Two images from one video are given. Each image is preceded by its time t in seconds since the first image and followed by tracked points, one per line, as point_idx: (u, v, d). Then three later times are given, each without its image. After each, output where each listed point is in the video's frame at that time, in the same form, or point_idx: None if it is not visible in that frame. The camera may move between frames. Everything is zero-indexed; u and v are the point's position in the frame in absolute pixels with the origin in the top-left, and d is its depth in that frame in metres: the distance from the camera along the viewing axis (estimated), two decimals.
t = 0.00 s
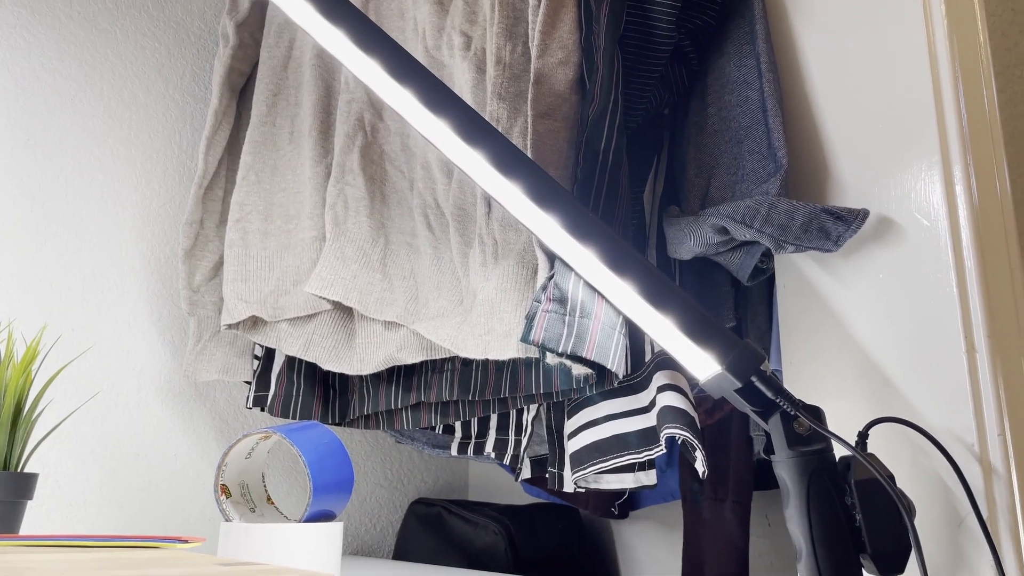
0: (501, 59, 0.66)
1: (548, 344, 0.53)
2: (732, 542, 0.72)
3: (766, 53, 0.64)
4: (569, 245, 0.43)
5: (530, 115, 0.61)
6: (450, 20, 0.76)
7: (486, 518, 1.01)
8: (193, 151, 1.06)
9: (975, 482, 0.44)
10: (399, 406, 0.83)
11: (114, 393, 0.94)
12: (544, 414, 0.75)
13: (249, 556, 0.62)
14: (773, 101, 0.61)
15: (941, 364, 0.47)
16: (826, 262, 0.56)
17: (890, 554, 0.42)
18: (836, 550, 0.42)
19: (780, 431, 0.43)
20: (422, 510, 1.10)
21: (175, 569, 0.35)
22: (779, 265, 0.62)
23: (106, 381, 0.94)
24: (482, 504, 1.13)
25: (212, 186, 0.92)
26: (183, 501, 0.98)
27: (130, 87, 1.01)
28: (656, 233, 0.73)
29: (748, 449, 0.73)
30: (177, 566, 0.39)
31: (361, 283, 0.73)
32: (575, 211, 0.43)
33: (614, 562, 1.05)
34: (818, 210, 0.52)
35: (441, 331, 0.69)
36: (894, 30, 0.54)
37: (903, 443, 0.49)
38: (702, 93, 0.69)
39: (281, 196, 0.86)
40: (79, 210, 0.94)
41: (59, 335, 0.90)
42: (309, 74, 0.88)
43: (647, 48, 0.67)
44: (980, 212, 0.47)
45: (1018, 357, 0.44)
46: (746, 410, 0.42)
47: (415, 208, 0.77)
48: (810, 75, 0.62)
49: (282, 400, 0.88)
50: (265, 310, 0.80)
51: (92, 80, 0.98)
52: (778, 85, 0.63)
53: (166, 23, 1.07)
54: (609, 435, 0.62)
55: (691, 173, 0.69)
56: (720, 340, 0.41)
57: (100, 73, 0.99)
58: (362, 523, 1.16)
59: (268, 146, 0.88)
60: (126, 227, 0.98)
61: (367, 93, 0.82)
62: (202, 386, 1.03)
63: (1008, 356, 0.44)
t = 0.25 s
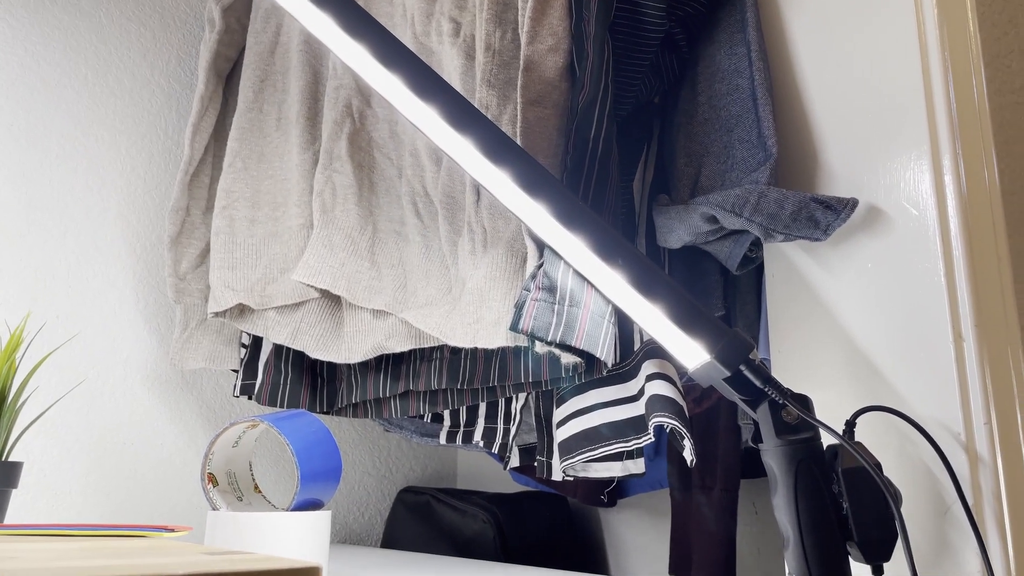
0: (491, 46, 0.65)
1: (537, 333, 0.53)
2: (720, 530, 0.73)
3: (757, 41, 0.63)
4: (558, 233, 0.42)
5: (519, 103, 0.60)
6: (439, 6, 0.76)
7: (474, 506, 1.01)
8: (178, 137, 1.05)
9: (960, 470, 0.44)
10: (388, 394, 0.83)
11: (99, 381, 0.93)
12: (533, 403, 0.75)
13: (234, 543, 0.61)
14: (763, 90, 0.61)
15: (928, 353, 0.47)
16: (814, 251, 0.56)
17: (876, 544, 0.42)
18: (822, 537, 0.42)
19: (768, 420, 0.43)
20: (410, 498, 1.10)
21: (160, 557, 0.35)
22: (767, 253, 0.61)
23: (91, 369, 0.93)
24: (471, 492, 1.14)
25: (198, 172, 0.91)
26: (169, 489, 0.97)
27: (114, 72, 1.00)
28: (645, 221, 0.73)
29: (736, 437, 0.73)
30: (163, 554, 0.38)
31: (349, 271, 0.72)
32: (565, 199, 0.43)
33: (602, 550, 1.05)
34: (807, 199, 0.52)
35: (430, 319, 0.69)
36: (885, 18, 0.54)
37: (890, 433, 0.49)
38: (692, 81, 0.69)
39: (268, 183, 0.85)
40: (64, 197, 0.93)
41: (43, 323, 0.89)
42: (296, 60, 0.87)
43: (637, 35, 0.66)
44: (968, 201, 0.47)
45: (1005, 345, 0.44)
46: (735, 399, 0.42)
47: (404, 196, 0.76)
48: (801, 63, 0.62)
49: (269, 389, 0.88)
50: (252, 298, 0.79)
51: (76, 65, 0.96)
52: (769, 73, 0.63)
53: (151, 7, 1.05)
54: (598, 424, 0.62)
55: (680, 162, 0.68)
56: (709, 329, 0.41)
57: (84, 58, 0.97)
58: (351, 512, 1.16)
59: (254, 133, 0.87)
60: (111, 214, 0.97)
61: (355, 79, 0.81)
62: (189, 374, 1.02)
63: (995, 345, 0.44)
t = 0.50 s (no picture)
0: (481, 33, 0.65)
1: (527, 322, 0.53)
2: (708, 518, 0.73)
3: (748, 30, 0.63)
4: (547, 222, 0.42)
5: (509, 90, 0.60)
6: None
7: (463, 495, 1.01)
8: (165, 124, 1.03)
9: (947, 458, 0.45)
10: (377, 383, 0.82)
11: (85, 370, 0.92)
12: (522, 392, 0.75)
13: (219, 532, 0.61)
14: (754, 79, 0.61)
15: (916, 343, 0.47)
16: (804, 241, 0.56)
17: (864, 532, 0.43)
18: (810, 526, 0.42)
19: (757, 409, 0.43)
20: (399, 487, 1.10)
21: (146, 547, 0.34)
22: (756, 243, 0.61)
23: (76, 358, 0.92)
24: (459, 481, 1.14)
25: (185, 159, 0.90)
26: (157, 478, 0.97)
27: (100, 58, 0.98)
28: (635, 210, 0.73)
29: (725, 427, 0.73)
30: (148, 543, 0.38)
31: (338, 259, 0.72)
32: (554, 187, 0.42)
33: (591, 538, 1.06)
34: (798, 188, 0.52)
35: (419, 308, 0.68)
36: (876, 7, 0.54)
37: (878, 424, 0.49)
38: (682, 69, 0.69)
39: (256, 171, 0.84)
40: (49, 184, 0.92)
41: (28, 311, 0.89)
42: (284, 46, 0.86)
43: (628, 23, 0.66)
44: (957, 190, 0.47)
45: (991, 333, 0.45)
46: (723, 387, 0.43)
47: (393, 184, 0.76)
48: (790, 52, 0.61)
49: (258, 378, 0.87)
50: (240, 287, 0.79)
51: (62, 51, 0.95)
52: (759, 62, 0.63)
53: None
54: (587, 413, 0.62)
55: (671, 151, 0.68)
56: (698, 318, 0.40)
57: (70, 44, 0.96)
58: (339, 501, 1.16)
59: (242, 120, 0.86)
60: (97, 201, 0.96)
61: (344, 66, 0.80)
62: (176, 363, 1.01)
63: (982, 333, 0.45)
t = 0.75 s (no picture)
0: (471, 20, 0.64)
1: (517, 312, 0.53)
2: (696, 506, 0.73)
3: (739, 19, 0.62)
4: (537, 211, 0.42)
5: (500, 79, 0.59)
6: None
7: (453, 485, 1.01)
8: (152, 112, 1.02)
9: (935, 448, 0.45)
10: (366, 373, 0.82)
11: (72, 359, 0.92)
12: (512, 382, 0.75)
13: (206, 522, 0.60)
14: (745, 68, 0.60)
15: (905, 333, 0.48)
16: (794, 232, 0.56)
17: (852, 522, 0.43)
18: (798, 516, 0.42)
19: (746, 398, 0.43)
20: (389, 477, 1.10)
21: (134, 538, 0.34)
22: (746, 234, 0.61)
23: (63, 347, 0.91)
24: (449, 470, 1.14)
25: (172, 147, 0.89)
26: (144, 468, 0.96)
27: (85, 44, 0.97)
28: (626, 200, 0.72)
29: (714, 417, 0.73)
30: (134, 533, 0.38)
31: (327, 249, 0.71)
32: (545, 176, 0.42)
33: (580, 527, 1.06)
34: (788, 178, 0.52)
35: (409, 298, 0.68)
36: None
37: (868, 415, 0.49)
38: (673, 58, 0.68)
39: (244, 159, 0.83)
40: (34, 171, 0.91)
41: (14, 299, 0.88)
42: (272, 32, 0.85)
43: (619, 11, 0.65)
44: (946, 180, 0.48)
45: (980, 323, 0.46)
46: (713, 377, 0.43)
47: (382, 172, 0.75)
48: (781, 41, 0.61)
49: (246, 366, 0.87)
50: (228, 276, 0.78)
51: (47, 37, 0.94)
52: (750, 51, 0.62)
53: None
54: (577, 403, 0.62)
55: (661, 140, 0.68)
56: (688, 309, 0.40)
57: (56, 30, 0.95)
58: (329, 491, 1.16)
59: (229, 108, 0.85)
60: (83, 189, 0.95)
61: (332, 53, 0.79)
62: (164, 353, 1.01)
63: (970, 323, 0.46)
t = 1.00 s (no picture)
0: (462, 8, 0.63)
1: (507, 302, 0.52)
2: (686, 496, 0.74)
3: (731, 9, 0.62)
4: (528, 200, 0.42)
5: (490, 67, 0.59)
6: None
7: (442, 475, 1.01)
8: (139, 100, 1.01)
9: (924, 439, 0.45)
10: (356, 364, 0.82)
11: (58, 348, 0.91)
12: (502, 372, 0.75)
13: (195, 512, 0.60)
14: (736, 59, 0.60)
15: (894, 324, 0.48)
16: (785, 223, 0.56)
17: (841, 511, 0.43)
18: (787, 506, 0.42)
19: (736, 389, 0.43)
20: (378, 467, 1.11)
21: (122, 529, 0.34)
22: (737, 224, 0.61)
23: (49, 336, 0.90)
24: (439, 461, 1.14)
25: (159, 136, 0.88)
26: (132, 459, 0.96)
27: (71, 31, 0.96)
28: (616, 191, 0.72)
29: (703, 407, 0.73)
30: (121, 525, 0.37)
31: (316, 239, 0.71)
32: (535, 165, 0.42)
33: (569, 516, 1.07)
34: (779, 168, 0.52)
35: (398, 288, 0.68)
36: None
37: (858, 406, 0.49)
38: (664, 48, 0.68)
39: (232, 147, 0.82)
40: (19, 159, 0.90)
41: None
42: (260, 19, 0.84)
43: None
44: (936, 172, 0.48)
45: (968, 314, 0.46)
46: (703, 368, 0.43)
47: (371, 161, 0.75)
48: (772, 32, 0.61)
49: (235, 359, 0.87)
50: (216, 266, 0.77)
51: (33, 24, 0.93)
52: (742, 42, 0.62)
53: None
54: (567, 393, 0.62)
55: (652, 131, 0.67)
56: (678, 299, 0.40)
57: (42, 17, 0.94)
58: (318, 481, 1.15)
59: (217, 95, 0.84)
60: (69, 178, 0.94)
61: (321, 40, 0.78)
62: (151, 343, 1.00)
63: (959, 314, 0.46)
